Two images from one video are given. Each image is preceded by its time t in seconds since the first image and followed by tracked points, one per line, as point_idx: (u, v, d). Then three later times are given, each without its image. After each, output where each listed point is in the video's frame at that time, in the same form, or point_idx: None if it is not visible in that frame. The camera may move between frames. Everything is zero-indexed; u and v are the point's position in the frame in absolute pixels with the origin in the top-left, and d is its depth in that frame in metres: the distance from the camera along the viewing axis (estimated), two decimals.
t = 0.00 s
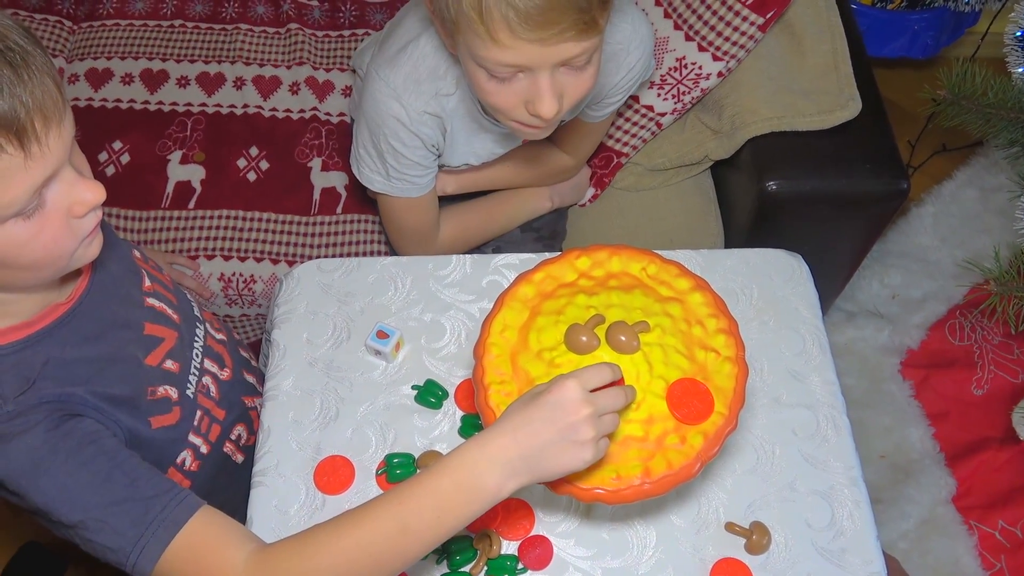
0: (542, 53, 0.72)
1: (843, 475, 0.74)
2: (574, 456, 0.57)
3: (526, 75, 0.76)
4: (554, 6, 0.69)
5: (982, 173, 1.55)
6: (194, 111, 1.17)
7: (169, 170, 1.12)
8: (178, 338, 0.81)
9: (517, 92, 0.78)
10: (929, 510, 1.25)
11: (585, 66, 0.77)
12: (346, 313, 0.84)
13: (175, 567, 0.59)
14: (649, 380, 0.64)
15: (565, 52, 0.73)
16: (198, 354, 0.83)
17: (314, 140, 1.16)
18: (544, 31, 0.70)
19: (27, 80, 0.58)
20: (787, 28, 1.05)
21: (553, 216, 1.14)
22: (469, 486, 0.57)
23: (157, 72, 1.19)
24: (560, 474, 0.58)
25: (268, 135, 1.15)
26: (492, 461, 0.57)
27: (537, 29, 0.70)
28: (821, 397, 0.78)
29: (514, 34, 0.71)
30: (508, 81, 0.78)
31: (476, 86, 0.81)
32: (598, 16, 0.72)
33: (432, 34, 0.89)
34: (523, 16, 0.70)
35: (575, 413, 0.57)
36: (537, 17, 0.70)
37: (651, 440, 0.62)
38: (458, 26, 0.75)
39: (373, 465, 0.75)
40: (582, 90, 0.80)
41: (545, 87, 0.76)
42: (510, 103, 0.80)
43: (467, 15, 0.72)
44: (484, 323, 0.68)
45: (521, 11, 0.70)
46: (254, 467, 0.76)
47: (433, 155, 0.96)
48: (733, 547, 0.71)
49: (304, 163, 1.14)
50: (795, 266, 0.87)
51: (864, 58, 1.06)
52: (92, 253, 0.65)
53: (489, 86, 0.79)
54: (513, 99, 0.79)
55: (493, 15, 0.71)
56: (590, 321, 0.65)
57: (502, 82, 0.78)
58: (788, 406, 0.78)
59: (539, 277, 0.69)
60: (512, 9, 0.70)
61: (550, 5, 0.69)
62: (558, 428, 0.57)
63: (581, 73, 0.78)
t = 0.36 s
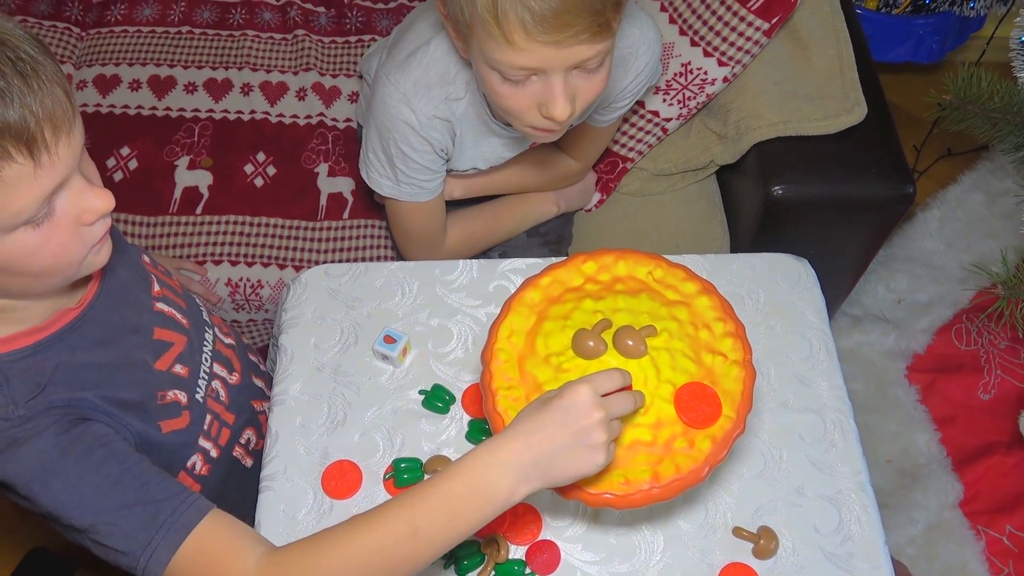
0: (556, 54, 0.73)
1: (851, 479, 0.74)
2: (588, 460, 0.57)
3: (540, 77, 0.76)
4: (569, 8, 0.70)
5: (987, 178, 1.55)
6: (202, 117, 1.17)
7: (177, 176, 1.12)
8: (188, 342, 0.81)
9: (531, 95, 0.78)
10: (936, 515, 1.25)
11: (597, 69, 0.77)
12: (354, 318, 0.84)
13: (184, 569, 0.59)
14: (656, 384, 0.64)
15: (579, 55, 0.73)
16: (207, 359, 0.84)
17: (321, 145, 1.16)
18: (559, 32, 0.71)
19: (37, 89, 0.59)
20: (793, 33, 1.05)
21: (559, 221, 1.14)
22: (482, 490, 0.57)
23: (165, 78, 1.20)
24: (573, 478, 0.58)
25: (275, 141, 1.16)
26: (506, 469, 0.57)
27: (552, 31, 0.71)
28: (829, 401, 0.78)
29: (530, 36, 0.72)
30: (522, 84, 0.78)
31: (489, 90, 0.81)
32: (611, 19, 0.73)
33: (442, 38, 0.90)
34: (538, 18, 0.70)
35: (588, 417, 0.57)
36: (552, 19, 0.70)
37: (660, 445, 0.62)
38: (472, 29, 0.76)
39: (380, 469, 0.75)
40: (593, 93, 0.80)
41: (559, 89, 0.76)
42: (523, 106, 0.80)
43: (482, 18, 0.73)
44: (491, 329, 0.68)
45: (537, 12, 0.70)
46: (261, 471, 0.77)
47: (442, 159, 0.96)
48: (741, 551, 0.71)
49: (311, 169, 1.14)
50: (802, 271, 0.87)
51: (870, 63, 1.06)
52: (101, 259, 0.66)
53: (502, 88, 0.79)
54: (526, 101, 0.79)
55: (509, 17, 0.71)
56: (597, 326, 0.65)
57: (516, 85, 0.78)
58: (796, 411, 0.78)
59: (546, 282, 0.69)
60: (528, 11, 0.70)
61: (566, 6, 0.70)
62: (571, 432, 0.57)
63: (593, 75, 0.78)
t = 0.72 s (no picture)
0: (563, 61, 0.73)
1: (859, 486, 0.74)
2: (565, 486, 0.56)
3: (547, 84, 0.76)
4: (577, 14, 0.70)
5: (994, 183, 1.54)
6: (208, 125, 1.18)
7: (183, 183, 1.13)
8: (195, 351, 0.81)
9: (538, 102, 0.78)
10: (944, 522, 1.25)
11: (604, 75, 0.77)
12: (360, 325, 0.84)
13: None
14: (664, 391, 0.63)
15: (586, 61, 0.73)
16: (215, 368, 0.84)
17: (327, 152, 1.16)
18: (566, 39, 0.71)
19: (53, 107, 0.59)
20: (799, 39, 1.05)
21: (564, 227, 1.14)
22: (454, 514, 0.57)
23: (171, 86, 1.21)
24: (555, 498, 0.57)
25: (281, 148, 1.16)
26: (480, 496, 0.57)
27: (558, 38, 0.71)
28: (837, 409, 0.78)
29: (537, 43, 0.72)
30: (529, 91, 0.78)
31: (497, 98, 0.81)
32: (618, 25, 0.73)
33: (449, 46, 0.90)
34: (545, 25, 0.70)
35: (564, 447, 0.55)
36: (559, 26, 0.70)
37: (668, 452, 0.62)
38: (479, 37, 0.76)
39: (386, 477, 0.75)
40: (600, 100, 0.80)
41: (567, 95, 0.76)
42: (530, 113, 0.80)
43: (489, 26, 0.73)
44: (498, 337, 0.68)
45: (544, 19, 0.70)
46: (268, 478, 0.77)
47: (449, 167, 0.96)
48: (749, 559, 0.71)
49: (317, 176, 1.15)
50: (809, 278, 0.86)
51: (876, 69, 1.06)
52: (113, 271, 0.66)
53: (510, 96, 0.79)
54: (534, 109, 0.79)
55: (516, 25, 0.71)
56: (604, 333, 0.65)
57: (523, 92, 0.78)
58: (803, 418, 0.78)
59: (551, 289, 0.69)
60: (535, 18, 0.71)
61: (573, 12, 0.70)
62: (547, 460, 0.55)
63: (599, 82, 0.78)
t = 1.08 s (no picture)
0: (558, 70, 0.73)
1: (862, 490, 0.74)
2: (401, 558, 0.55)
3: (544, 92, 0.77)
4: (571, 23, 0.70)
5: (997, 186, 1.55)
6: (212, 131, 1.18)
7: (187, 189, 1.13)
8: (202, 357, 0.81)
9: (536, 109, 0.79)
10: (950, 526, 1.24)
11: (601, 82, 0.78)
12: (362, 329, 0.84)
13: None
14: (666, 394, 0.63)
15: (584, 69, 0.74)
16: (221, 374, 0.83)
17: (330, 158, 1.17)
18: (563, 48, 0.71)
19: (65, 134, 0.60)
20: (801, 43, 1.05)
21: (566, 232, 1.15)
22: None
23: (175, 92, 1.21)
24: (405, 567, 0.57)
25: (285, 154, 1.17)
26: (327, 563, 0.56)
27: (555, 47, 0.71)
28: (840, 412, 0.78)
29: (534, 52, 0.72)
30: (526, 99, 0.78)
31: (495, 104, 0.82)
32: (614, 33, 0.73)
33: (449, 51, 0.90)
34: (542, 34, 0.71)
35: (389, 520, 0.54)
36: (555, 35, 0.70)
37: (670, 455, 0.62)
38: (476, 46, 0.76)
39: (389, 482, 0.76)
40: (598, 106, 0.80)
41: (565, 103, 0.77)
42: (529, 120, 0.80)
43: (486, 36, 0.73)
44: (498, 339, 0.68)
45: (541, 29, 0.71)
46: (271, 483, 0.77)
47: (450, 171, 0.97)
48: (753, 562, 0.71)
49: (320, 181, 1.15)
50: (813, 282, 0.86)
51: (878, 72, 1.06)
52: (120, 286, 0.67)
53: (507, 103, 0.80)
54: (532, 116, 0.80)
55: (512, 35, 0.71)
56: (604, 336, 0.65)
57: (521, 99, 0.79)
58: (806, 421, 0.78)
59: (551, 290, 0.69)
60: (531, 28, 0.71)
61: (570, 22, 0.70)
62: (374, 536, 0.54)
63: (597, 89, 0.78)
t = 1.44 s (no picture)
0: (556, 68, 0.74)
1: (866, 490, 0.74)
2: None
3: (541, 89, 0.77)
4: (566, 23, 0.71)
5: (1001, 187, 1.54)
6: (214, 135, 1.19)
7: (190, 194, 1.14)
8: (205, 360, 0.84)
9: (533, 106, 0.79)
10: (955, 527, 1.24)
11: (597, 79, 0.78)
12: (365, 332, 0.85)
13: None
14: (669, 394, 0.63)
15: (579, 67, 0.74)
16: (224, 377, 0.86)
17: (333, 162, 1.17)
18: (558, 47, 0.72)
19: (76, 141, 0.61)
20: (802, 45, 1.05)
21: (569, 235, 1.15)
22: None
23: (178, 98, 1.22)
24: None
25: (287, 158, 1.17)
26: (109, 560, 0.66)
27: (549, 46, 0.72)
28: (843, 412, 0.78)
29: (529, 51, 0.72)
30: (523, 96, 0.79)
31: (493, 102, 0.82)
32: (610, 32, 0.74)
33: (450, 51, 0.90)
34: (536, 33, 0.71)
35: None
36: (549, 34, 0.71)
37: (675, 455, 0.62)
38: (472, 44, 0.76)
39: (393, 483, 0.76)
40: (594, 104, 0.81)
41: (562, 100, 0.77)
42: (527, 118, 0.81)
43: (481, 35, 0.73)
44: (501, 343, 0.68)
45: (535, 28, 0.71)
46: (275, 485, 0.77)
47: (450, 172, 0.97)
48: (756, 562, 0.71)
49: (323, 185, 1.15)
50: (815, 282, 0.86)
51: (879, 73, 1.06)
52: (125, 292, 0.69)
53: (505, 100, 0.80)
54: (529, 114, 0.80)
55: (507, 34, 0.72)
56: (607, 338, 0.64)
57: (517, 97, 0.79)
58: (809, 421, 0.78)
59: (552, 291, 0.69)
60: (525, 27, 0.71)
61: (564, 20, 0.70)
62: None
63: (593, 86, 0.79)
